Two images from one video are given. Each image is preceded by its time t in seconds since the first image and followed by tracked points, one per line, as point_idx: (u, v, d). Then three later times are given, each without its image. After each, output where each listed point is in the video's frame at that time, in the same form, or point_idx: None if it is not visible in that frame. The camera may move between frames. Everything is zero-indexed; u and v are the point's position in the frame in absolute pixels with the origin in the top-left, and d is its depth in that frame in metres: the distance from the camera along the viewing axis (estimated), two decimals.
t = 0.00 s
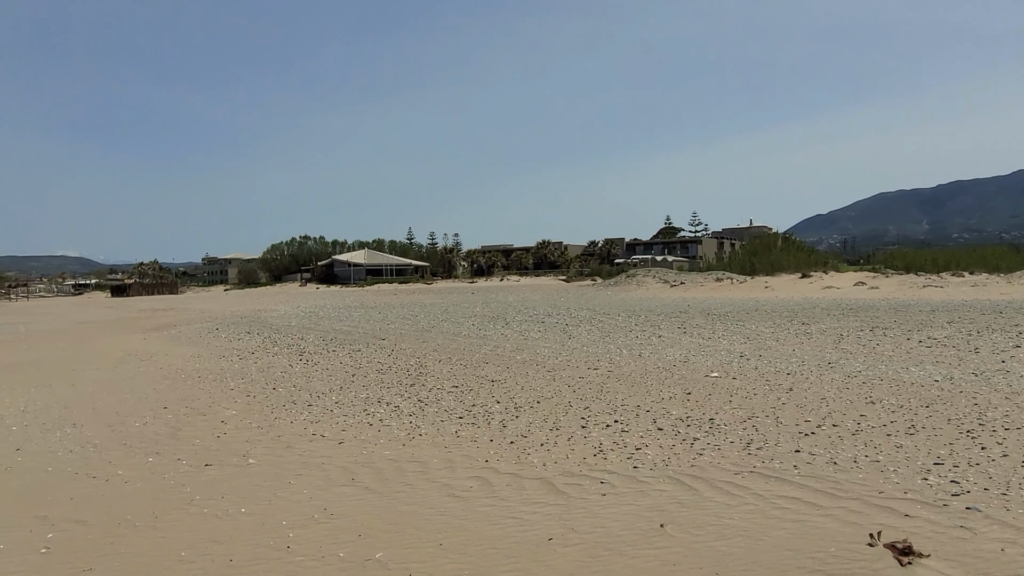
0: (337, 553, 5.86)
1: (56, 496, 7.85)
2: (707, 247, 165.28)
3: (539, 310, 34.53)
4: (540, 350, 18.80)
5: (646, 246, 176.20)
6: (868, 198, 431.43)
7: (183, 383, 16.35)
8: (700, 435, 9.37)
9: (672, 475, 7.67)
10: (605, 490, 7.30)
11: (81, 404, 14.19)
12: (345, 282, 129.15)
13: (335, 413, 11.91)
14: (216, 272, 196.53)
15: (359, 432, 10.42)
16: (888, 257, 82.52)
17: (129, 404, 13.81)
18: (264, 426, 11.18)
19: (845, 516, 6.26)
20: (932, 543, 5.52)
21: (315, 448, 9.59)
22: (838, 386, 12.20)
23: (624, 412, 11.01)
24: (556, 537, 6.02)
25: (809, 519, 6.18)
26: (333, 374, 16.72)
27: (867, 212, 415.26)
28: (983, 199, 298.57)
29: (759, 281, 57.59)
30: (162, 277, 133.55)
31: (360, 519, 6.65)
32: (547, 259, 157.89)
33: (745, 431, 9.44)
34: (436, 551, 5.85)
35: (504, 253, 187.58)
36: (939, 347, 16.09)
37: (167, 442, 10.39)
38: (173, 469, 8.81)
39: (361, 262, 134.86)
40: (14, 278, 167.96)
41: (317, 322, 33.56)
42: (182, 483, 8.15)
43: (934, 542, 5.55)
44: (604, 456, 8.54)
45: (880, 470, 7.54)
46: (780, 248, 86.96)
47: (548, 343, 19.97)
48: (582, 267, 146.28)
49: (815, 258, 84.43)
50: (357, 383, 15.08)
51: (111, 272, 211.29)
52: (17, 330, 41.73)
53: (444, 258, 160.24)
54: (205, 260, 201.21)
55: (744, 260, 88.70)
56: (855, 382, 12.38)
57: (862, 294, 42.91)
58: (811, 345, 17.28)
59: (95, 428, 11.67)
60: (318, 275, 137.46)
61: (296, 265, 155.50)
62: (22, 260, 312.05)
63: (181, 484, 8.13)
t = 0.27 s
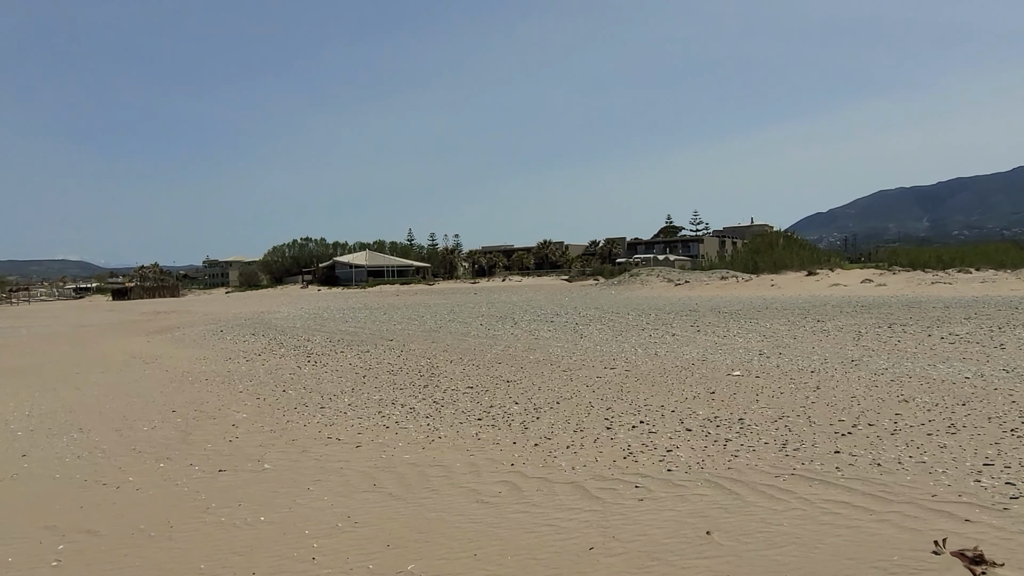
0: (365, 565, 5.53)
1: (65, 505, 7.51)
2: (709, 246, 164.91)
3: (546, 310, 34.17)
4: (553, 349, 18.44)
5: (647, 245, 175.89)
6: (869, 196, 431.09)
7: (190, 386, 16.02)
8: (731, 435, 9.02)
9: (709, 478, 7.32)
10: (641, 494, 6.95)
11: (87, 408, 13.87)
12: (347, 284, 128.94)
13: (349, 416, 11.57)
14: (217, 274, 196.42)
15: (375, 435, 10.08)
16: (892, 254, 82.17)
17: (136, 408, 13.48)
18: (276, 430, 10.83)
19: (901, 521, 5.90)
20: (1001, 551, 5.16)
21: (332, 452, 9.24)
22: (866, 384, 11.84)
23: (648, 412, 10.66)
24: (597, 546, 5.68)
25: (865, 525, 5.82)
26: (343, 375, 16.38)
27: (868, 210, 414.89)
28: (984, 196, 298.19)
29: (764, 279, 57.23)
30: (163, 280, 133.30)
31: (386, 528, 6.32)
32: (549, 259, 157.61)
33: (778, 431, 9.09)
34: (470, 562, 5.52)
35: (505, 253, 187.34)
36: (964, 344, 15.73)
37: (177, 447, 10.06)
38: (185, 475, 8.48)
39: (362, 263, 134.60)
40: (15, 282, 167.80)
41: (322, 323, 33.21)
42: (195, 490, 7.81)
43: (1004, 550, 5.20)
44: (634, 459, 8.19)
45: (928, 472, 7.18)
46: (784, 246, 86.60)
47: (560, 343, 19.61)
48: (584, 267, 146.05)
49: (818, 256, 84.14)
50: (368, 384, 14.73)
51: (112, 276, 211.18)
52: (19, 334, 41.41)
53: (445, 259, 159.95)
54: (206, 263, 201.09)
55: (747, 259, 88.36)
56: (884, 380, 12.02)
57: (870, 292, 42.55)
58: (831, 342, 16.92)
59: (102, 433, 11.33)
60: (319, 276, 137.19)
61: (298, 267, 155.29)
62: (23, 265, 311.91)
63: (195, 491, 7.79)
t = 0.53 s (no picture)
0: None
1: (73, 519, 7.20)
2: (711, 246, 164.60)
3: (552, 311, 33.86)
4: (565, 352, 18.14)
5: (649, 245, 175.60)
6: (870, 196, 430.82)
7: (196, 391, 15.71)
8: (761, 442, 8.70)
9: (746, 490, 7.00)
10: (676, 507, 6.63)
11: (92, 414, 13.57)
12: (349, 285, 128.68)
13: (362, 422, 11.26)
14: (218, 276, 196.27)
15: (390, 443, 9.77)
16: (896, 253, 81.85)
17: (142, 414, 13.17)
18: (288, 437, 10.52)
19: (958, 537, 5.58)
20: None
21: (346, 461, 8.92)
22: (893, 388, 11.51)
23: (671, 418, 10.34)
24: (637, 564, 5.37)
25: (920, 543, 5.50)
26: (352, 379, 16.07)
27: (869, 209, 414.61)
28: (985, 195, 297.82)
29: (769, 279, 56.91)
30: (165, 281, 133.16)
31: (411, 545, 6.01)
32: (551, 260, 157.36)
33: (809, 438, 8.77)
34: None
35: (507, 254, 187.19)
36: (986, 346, 15.40)
37: (186, 455, 9.76)
38: (196, 486, 8.17)
39: (364, 264, 134.37)
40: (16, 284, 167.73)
41: (326, 325, 32.91)
42: (208, 502, 7.51)
43: None
44: (663, 468, 7.88)
45: (976, 482, 6.87)
46: (787, 246, 86.31)
47: (571, 345, 19.29)
48: (586, 268, 145.74)
49: (822, 256, 83.88)
50: (379, 389, 14.42)
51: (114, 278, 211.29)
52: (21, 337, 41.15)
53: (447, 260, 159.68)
54: (207, 264, 200.99)
55: (750, 259, 88.13)
56: (910, 384, 11.70)
57: (878, 291, 42.23)
58: (850, 344, 16.59)
59: (109, 440, 11.02)
60: (321, 278, 136.93)
61: (299, 268, 155.08)
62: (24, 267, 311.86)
63: (207, 503, 7.48)
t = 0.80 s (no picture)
0: None
1: (76, 531, 6.86)
2: (711, 248, 164.35)
3: (558, 313, 33.50)
4: (575, 354, 17.80)
5: (650, 248, 175.35)
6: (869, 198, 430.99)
7: (199, 394, 15.35)
8: (792, 448, 8.37)
9: (785, 499, 6.67)
10: (713, 517, 6.29)
11: (94, 418, 13.21)
12: (348, 288, 128.30)
13: (372, 427, 10.90)
14: (217, 279, 195.78)
15: (404, 449, 9.41)
16: (899, 254, 81.57)
17: (145, 418, 12.83)
18: (297, 442, 10.17)
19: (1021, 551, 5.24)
20: None
21: (360, 467, 8.58)
22: (920, 390, 11.18)
23: (693, 422, 9.99)
24: None
25: (981, 557, 5.16)
26: (359, 382, 15.72)
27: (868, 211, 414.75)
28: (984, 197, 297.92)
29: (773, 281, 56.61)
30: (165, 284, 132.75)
31: (436, 558, 5.67)
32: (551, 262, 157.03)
33: (842, 443, 8.44)
34: None
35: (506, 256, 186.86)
36: (1008, 347, 15.06)
37: (192, 461, 9.42)
38: (205, 494, 7.83)
39: (364, 266, 133.99)
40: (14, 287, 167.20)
41: (329, 327, 32.54)
42: (218, 512, 7.16)
43: None
44: (694, 475, 7.55)
45: None
46: (789, 247, 86.04)
47: (581, 347, 18.94)
48: (586, 270, 145.41)
49: (824, 258, 83.61)
50: (387, 392, 14.06)
51: (112, 281, 210.75)
52: (19, 340, 40.72)
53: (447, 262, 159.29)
54: (206, 267, 200.55)
55: (752, 261, 87.85)
56: (937, 387, 11.37)
57: (884, 292, 41.89)
58: (867, 346, 16.25)
59: (111, 446, 10.67)
60: (320, 281, 136.54)
61: (298, 271, 154.67)
62: (23, 270, 311.13)
63: (216, 513, 7.14)
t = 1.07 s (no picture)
0: None
1: (84, 549, 6.53)
2: (714, 250, 163.84)
3: (567, 315, 33.21)
4: (589, 358, 17.44)
5: (652, 250, 175.12)
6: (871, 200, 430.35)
7: (206, 400, 15.02)
8: (831, 459, 8.00)
9: (833, 515, 6.31)
10: (760, 536, 5.93)
11: (100, 426, 12.90)
12: (351, 290, 128.01)
13: (389, 435, 10.58)
14: (219, 281, 195.60)
15: (424, 459, 9.06)
16: (905, 255, 81.16)
17: (153, 425, 12.51)
18: (311, 452, 9.82)
19: None
20: None
21: (379, 480, 8.23)
22: (954, 397, 10.81)
23: (722, 431, 9.64)
24: None
25: None
26: (370, 387, 15.37)
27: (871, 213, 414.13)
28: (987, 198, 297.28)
29: (780, 283, 56.24)
30: (167, 287, 132.76)
31: None
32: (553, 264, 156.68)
33: (883, 454, 8.08)
34: None
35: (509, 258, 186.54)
36: None
37: (203, 472, 9.08)
38: (218, 508, 7.48)
39: (367, 269, 133.73)
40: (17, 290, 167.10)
41: (335, 330, 32.20)
42: (233, 528, 6.82)
43: None
44: (732, 489, 7.19)
45: None
46: (795, 249, 85.69)
47: (596, 351, 18.57)
48: (589, 272, 145.05)
49: (829, 259, 83.22)
50: (400, 398, 13.71)
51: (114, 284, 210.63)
52: (22, 344, 40.44)
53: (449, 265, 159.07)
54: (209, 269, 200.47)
55: (756, 263, 87.49)
56: (972, 393, 10.99)
57: (894, 295, 41.52)
58: (890, 350, 15.87)
59: (119, 455, 10.33)
60: (323, 283, 136.27)
61: (301, 273, 154.44)
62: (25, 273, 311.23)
63: (231, 530, 6.79)
